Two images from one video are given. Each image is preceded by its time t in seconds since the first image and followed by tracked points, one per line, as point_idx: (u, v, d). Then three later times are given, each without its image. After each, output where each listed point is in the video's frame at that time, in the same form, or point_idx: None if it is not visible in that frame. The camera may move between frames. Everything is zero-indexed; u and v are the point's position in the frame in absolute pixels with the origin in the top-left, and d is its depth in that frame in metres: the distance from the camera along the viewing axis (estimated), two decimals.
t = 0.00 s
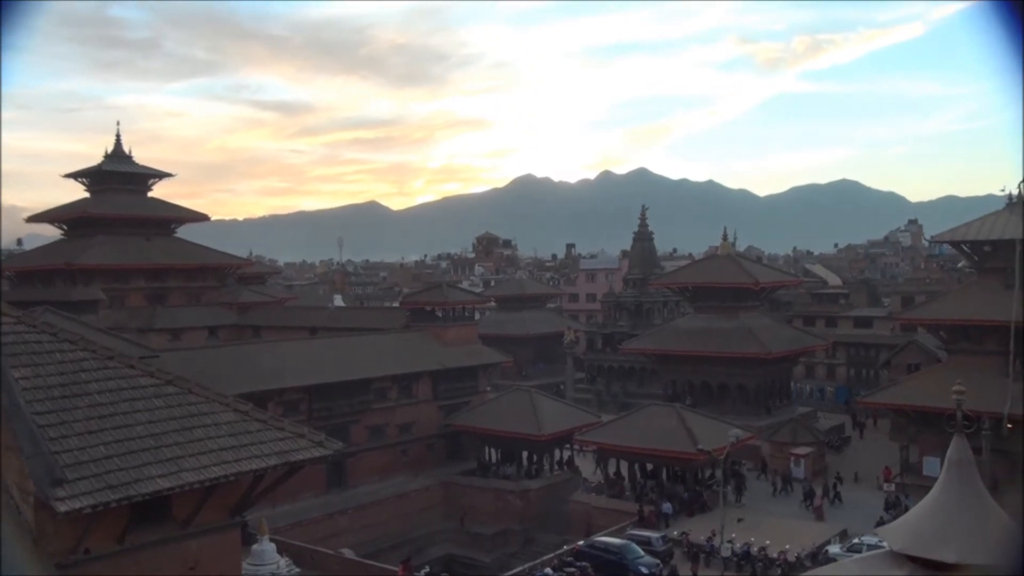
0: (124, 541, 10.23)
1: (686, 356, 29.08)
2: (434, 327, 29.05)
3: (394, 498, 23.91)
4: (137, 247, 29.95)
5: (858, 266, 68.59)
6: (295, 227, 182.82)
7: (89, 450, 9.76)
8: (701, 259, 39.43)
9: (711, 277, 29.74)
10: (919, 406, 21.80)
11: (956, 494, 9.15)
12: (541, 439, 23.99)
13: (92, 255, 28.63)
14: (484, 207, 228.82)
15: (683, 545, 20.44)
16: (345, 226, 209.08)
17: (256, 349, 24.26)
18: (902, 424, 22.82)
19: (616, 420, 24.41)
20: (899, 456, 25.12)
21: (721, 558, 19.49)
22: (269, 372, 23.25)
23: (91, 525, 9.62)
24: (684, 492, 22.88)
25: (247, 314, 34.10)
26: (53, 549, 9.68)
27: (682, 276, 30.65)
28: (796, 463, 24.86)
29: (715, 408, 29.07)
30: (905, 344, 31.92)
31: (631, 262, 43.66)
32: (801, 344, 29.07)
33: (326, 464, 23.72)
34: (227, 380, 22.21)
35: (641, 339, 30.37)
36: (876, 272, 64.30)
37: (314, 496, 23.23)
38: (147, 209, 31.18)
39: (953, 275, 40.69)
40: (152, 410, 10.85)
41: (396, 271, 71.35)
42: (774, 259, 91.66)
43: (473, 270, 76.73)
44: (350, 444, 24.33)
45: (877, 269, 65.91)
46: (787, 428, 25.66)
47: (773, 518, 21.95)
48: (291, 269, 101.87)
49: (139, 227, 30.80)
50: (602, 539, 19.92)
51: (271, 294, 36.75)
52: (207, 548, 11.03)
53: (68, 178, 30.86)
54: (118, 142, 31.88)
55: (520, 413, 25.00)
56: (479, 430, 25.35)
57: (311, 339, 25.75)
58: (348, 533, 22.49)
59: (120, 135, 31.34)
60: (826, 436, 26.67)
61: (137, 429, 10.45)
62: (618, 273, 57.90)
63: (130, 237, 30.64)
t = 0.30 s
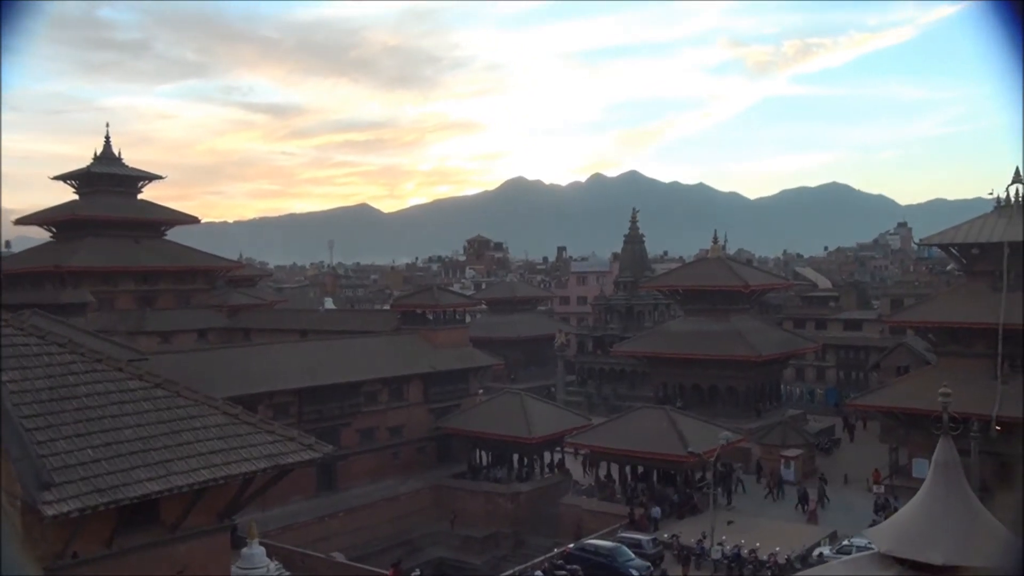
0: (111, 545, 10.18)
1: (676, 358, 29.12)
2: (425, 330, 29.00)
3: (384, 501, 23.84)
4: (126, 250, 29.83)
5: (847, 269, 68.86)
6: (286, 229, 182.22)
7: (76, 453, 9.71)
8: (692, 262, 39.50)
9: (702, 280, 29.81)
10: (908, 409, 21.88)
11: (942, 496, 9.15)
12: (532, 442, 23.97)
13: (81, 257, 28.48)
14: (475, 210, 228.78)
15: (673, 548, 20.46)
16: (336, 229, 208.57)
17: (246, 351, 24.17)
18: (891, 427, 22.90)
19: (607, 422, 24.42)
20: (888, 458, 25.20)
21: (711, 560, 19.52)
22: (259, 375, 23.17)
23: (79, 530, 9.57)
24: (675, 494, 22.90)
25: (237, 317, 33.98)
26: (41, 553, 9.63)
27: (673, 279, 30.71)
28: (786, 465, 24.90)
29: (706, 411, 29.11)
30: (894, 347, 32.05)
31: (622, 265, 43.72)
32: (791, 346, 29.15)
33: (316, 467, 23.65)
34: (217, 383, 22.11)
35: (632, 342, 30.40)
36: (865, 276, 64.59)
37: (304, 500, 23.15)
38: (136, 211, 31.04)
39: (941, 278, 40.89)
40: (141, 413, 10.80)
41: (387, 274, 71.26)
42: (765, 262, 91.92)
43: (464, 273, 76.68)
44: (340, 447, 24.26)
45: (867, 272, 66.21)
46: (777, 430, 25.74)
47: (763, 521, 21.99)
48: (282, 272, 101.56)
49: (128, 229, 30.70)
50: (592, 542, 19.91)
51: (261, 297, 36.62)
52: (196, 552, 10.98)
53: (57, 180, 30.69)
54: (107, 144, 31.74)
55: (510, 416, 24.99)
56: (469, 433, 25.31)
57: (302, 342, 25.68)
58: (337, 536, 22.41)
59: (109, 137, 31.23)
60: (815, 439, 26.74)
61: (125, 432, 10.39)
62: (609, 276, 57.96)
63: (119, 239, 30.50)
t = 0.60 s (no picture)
0: (101, 545, 10.14)
1: (669, 362, 29.14)
2: (418, 331, 28.95)
3: (375, 503, 23.79)
4: (120, 248, 29.73)
5: (840, 275, 69.05)
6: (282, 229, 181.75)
7: (66, 452, 9.67)
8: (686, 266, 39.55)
9: (695, 285, 29.83)
10: (900, 415, 21.93)
11: (931, 501, 9.20)
12: (524, 445, 23.95)
13: (74, 255, 28.36)
14: (471, 212, 228.75)
15: (665, 552, 20.45)
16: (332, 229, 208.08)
17: (238, 351, 24.10)
18: (883, 433, 22.93)
19: (599, 426, 24.40)
20: (879, 464, 25.23)
21: (702, 564, 19.52)
22: (252, 375, 23.10)
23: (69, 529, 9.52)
24: (666, 498, 22.89)
25: (229, 316, 33.90)
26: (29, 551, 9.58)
27: (667, 284, 30.73)
28: (778, 470, 24.89)
29: (698, 416, 29.12)
30: (886, 353, 32.13)
31: (616, 269, 43.74)
32: (784, 352, 29.19)
33: (308, 467, 23.60)
34: (210, 382, 22.04)
35: (625, 346, 30.39)
36: (858, 282, 64.75)
37: (295, 501, 23.09)
38: (131, 209, 30.91)
39: (934, 286, 41.02)
40: (132, 412, 10.76)
41: (381, 275, 71.18)
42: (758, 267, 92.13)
43: (458, 275, 76.64)
44: (332, 448, 24.21)
45: (859, 279, 66.41)
46: (769, 436, 25.79)
47: (755, 526, 22.00)
48: (276, 272, 101.36)
49: (120, 227, 30.58)
50: (584, 545, 19.89)
51: (254, 297, 36.53)
52: (186, 552, 10.95)
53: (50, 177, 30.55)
54: (101, 142, 31.63)
55: (503, 418, 24.96)
56: (462, 435, 25.28)
57: (295, 342, 25.62)
58: (329, 538, 22.35)
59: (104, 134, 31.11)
60: (807, 444, 26.77)
61: (116, 430, 10.35)
62: (602, 279, 58.00)
63: (112, 237, 30.37)
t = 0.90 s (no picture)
0: (90, 550, 10.08)
1: (661, 364, 29.17)
2: (409, 334, 28.90)
3: (367, 506, 23.73)
4: (109, 251, 29.57)
5: (830, 276, 69.27)
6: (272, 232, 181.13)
7: (56, 457, 9.62)
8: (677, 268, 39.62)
9: (686, 287, 29.89)
10: (890, 415, 22.03)
11: (921, 502, 9.20)
12: (516, 448, 23.94)
13: (62, 259, 28.21)
14: (462, 215, 228.65)
15: (657, 553, 20.49)
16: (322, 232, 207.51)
17: (229, 355, 24.02)
18: (873, 434, 23.01)
19: (590, 428, 24.40)
20: (870, 464, 25.32)
21: (694, 566, 19.57)
22: (242, 379, 23.01)
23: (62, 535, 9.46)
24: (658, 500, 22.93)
25: (219, 320, 33.77)
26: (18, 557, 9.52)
27: (657, 286, 30.79)
28: (769, 471, 24.96)
29: (689, 417, 29.16)
30: (876, 354, 32.24)
31: (607, 271, 43.78)
32: (774, 353, 29.27)
33: (299, 471, 23.51)
34: (200, 386, 21.95)
35: (616, 348, 30.40)
36: (848, 284, 65.06)
37: (286, 505, 23.00)
38: (119, 213, 30.75)
39: (923, 286, 41.23)
40: (122, 416, 10.71)
41: (372, 278, 71.15)
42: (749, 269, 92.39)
43: (449, 278, 76.53)
44: (324, 452, 24.14)
45: (849, 280, 66.66)
46: (760, 437, 25.89)
47: (746, 527, 22.07)
48: (266, 275, 101.08)
49: (110, 231, 30.42)
50: (576, 548, 19.89)
51: (244, 300, 36.43)
52: (176, 556, 10.90)
53: (38, 181, 30.38)
54: (90, 145, 31.47)
55: (495, 421, 24.94)
56: (453, 438, 25.24)
57: (285, 346, 25.54)
58: (320, 541, 22.28)
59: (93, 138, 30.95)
60: (798, 445, 26.86)
61: (106, 435, 10.30)
62: (593, 281, 58.09)
63: (101, 241, 30.22)
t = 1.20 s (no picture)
0: (69, 554, 9.99)
1: (644, 365, 29.24)
2: (392, 335, 28.83)
3: (350, 508, 23.63)
4: (90, 251, 29.33)
5: (812, 278, 69.67)
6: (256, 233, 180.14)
7: (35, 459, 9.53)
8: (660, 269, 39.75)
9: (669, 288, 29.98)
10: (871, 416, 22.26)
11: (901, 501, 9.27)
12: (499, 449, 23.93)
13: (41, 260, 27.96)
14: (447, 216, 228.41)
15: (639, 554, 20.53)
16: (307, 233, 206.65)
17: (210, 356, 23.87)
18: (854, 434, 23.16)
19: (573, 429, 24.41)
20: (851, 464, 25.47)
21: (676, 566, 19.63)
22: (224, 380, 22.88)
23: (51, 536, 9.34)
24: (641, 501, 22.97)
25: (201, 321, 33.58)
26: None
27: (640, 287, 30.85)
28: (751, 471, 25.05)
29: (672, 418, 29.24)
30: (857, 355, 32.45)
31: (591, 273, 43.85)
32: (756, 354, 29.41)
33: (282, 473, 23.41)
34: (181, 388, 21.80)
35: (600, 349, 30.44)
36: (829, 286, 65.45)
37: (268, 507, 22.89)
38: (100, 213, 30.50)
39: (903, 288, 41.59)
40: (102, 419, 10.63)
41: (355, 279, 70.94)
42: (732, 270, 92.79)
43: (432, 279, 76.41)
44: (306, 453, 24.03)
45: (831, 281, 67.12)
46: (742, 437, 26.00)
47: (729, 527, 22.15)
48: (249, 276, 100.60)
49: (91, 231, 30.16)
50: (558, 549, 19.89)
51: (226, 301, 36.23)
52: (156, 560, 10.83)
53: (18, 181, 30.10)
54: (70, 145, 31.20)
55: (477, 422, 24.93)
56: (436, 440, 25.21)
57: (268, 347, 25.41)
58: (303, 543, 22.16)
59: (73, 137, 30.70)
60: (779, 446, 26.98)
61: (86, 438, 10.22)
62: (577, 282, 58.20)
63: (81, 242, 29.97)
